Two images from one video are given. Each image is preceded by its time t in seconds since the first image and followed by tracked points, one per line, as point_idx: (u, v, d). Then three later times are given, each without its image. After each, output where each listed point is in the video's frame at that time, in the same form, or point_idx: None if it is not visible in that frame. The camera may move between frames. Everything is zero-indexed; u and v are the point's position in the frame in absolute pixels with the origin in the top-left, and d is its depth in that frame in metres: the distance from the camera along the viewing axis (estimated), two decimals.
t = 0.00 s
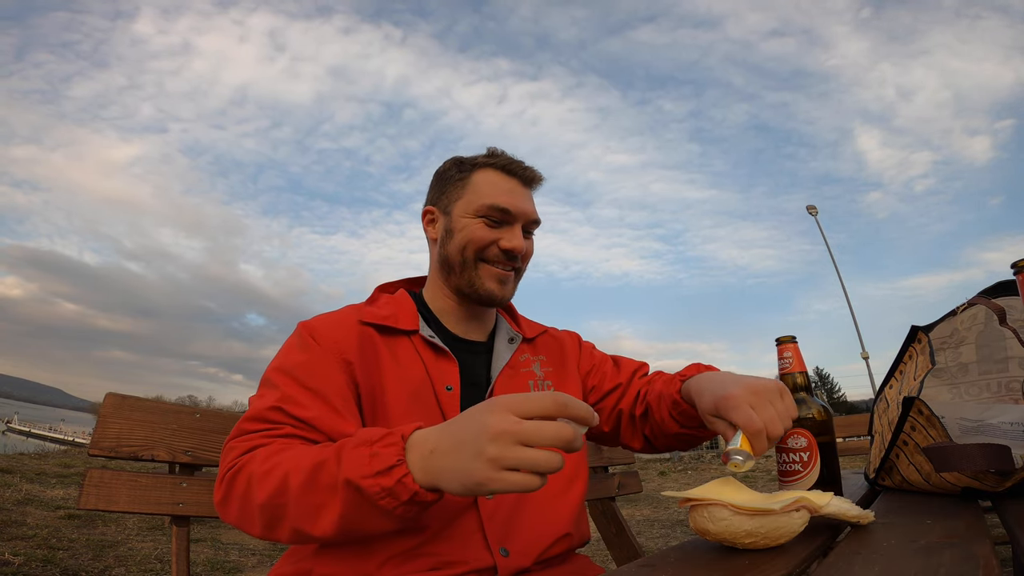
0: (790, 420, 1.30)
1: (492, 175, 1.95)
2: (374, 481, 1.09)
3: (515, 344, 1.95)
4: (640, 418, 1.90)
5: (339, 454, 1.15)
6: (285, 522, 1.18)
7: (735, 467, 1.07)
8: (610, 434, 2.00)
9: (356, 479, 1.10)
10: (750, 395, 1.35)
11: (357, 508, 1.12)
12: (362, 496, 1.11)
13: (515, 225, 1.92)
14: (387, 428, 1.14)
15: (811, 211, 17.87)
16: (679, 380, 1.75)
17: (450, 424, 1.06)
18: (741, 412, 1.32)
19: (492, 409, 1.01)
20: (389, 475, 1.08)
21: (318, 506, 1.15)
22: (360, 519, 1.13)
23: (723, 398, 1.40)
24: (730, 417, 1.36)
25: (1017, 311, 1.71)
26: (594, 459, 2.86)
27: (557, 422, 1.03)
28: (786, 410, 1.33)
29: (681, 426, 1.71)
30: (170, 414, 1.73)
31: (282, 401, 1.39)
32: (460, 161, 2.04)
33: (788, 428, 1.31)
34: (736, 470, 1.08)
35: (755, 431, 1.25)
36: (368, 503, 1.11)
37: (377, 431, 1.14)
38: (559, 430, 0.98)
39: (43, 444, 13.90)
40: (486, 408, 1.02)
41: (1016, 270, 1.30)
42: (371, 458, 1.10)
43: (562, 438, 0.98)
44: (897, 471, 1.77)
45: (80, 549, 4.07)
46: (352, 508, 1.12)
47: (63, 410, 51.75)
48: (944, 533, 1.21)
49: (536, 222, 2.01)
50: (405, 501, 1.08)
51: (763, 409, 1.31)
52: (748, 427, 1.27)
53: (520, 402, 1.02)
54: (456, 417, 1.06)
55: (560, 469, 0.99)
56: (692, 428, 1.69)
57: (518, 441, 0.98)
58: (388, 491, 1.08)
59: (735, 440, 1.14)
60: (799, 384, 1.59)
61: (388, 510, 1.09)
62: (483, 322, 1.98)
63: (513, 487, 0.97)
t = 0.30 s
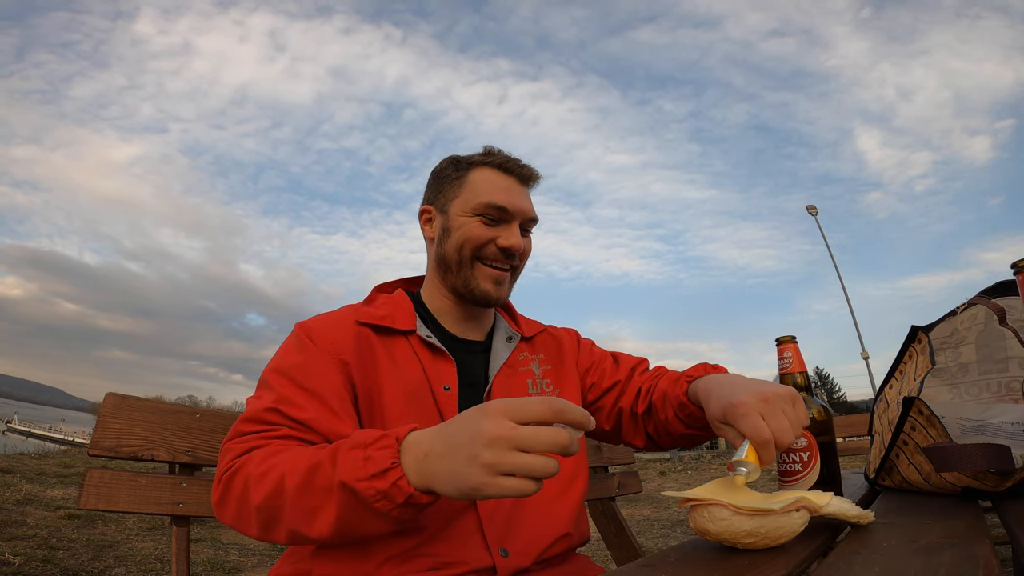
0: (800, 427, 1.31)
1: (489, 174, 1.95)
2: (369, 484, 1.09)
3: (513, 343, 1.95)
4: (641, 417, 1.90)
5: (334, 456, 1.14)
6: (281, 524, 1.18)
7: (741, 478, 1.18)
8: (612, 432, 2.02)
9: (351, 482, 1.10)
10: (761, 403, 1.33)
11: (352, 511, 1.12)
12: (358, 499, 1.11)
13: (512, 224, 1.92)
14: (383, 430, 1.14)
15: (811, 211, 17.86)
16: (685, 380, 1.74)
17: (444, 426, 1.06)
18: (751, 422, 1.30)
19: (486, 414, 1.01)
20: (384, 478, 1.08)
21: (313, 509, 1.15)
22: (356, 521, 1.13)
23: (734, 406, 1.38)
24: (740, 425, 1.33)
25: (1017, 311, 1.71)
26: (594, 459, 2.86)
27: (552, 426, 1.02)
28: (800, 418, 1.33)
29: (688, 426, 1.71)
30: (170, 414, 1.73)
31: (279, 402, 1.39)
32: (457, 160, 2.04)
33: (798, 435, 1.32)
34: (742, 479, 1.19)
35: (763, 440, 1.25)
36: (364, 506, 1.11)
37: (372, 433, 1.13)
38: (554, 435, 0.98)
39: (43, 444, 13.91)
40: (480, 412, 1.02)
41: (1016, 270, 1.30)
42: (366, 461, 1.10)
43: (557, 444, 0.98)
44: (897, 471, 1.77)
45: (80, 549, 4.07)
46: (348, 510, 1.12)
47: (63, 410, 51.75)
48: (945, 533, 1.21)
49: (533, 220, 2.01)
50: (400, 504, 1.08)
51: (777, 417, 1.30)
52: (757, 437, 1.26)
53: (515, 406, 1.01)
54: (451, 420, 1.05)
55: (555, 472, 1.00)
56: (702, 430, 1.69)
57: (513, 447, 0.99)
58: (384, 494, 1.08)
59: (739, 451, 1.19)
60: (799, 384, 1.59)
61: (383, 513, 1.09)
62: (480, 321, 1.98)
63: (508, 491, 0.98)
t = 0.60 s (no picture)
0: (804, 430, 1.31)
1: (492, 174, 1.96)
2: (373, 483, 1.09)
3: (513, 343, 1.95)
4: (641, 417, 1.90)
5: (337, 456, 1.14)
6: (284, 525, 1.18)
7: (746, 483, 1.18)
8: (613, 432, 2.02)
9: (354, 481, 1.10)
10: (766, 407, 1.33)
11: (355, 511, 1.12)
12: (361, 498, 1.11)
13: (514, 225, 1.92)
14: (385, 430, 1.14)
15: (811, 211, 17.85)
16: (688, 380, 1.74)
17: (447, 426, 1.06)
18: (755, 426, 1.29)
19: (491, 415, 1.01)
20: (388, 477, 1.08)
21: (316, 509, 1.15)
22: (359, 521, 1.13)
23: (737, 409, 1.37)
24: (743, 428, 1.32)
25: (1017, 311, 1.71)
26: (594, 459, 2.86)
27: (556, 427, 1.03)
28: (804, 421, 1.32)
29: (691, 427, 1.71)
30: (170, 414, 1.73)
31: (280, 403, 1.39)
32: (459, 160, 2.04)
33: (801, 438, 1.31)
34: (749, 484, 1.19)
35: (765, 446, 1.25)
36: (367, 506, 1.11)
37: (375, 433, 1.14)
38: (558, 435, 0.98)
39: (43, 444, 13.92)
40: (484, 412, 1.02)
41: (1016, 270, 1.30)
42: (369, 461, 1.10)
43: (561, 443, 0.98)
44: (898, 471, 1.77)
45: (80, 549, 4.07)
46: (351, 510, 1.12)
47: (63, 410, 51.76)
48: (945, 533, 1.21)
49: (535, 221, 2.01)
50: (403, 503, 1.08)
51: (780, 420, 1.30)
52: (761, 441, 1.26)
53: (519, 406, 1.02)
54: (454, 420, 1.06)
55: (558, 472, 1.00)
56: (705, 430, 1.69)
57: (517, 447, 0.99)
58: (387, 494, 1.08)
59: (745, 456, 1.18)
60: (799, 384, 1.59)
61: (387, 512, 1.10)
62: (480, 321, 1.98)
63: (512, 492, 0.98)
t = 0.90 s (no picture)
0: (806, 416, 1.30)
1: (493, 175, 1.96)
2: (377, 477, 1.09)
3: (512, 341, 1.95)
4: (639, 417, 1.90)
5: (340, 452, 1.15)
6: (286, 521, 1.18)
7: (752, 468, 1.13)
8: (610, 432, 2.01)
9: (358, 476, 1.10)
10: (767, 390, 1.34)
11: (359, 505, 1.12)
12: (365, 493, 1.11)
13: (514, 225, 1.92)
14: (388, 425, 1.14)
15: (811, 211, 17.85)
16: (686, 375, 1.74)
17: (452, 420, 1.06)
18: (756, 408, 1.30)
19: (496, 407, 1.01)
20: (392, 471, 1.08)
21: (319, 505, 1.15)
22: (363, 516, 1.13)
23: (739, 394, 1.37)
24: (744, 413, 1.32)
25: (1017, 311, 1.71)
26: (594, 459, 2.86)
27: (560, 420, 1.03)
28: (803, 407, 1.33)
29: (689, 424, 1.70)
30: (170, 414, 1.73)
31: (282, 400, 1.39)
32: (459, 161, 2.04)
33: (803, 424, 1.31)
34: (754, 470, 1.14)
35: (767, 428, 1.25)
36: (371, 500, 1.11)
37: (377, 427, 1.14)
38: (563, 427, 0.99)
39: (44, 444, 13.93)
40: (490, 404, 1.02)
41: (1016, 271, 1.30)
42: (373, 456, 1.10)
43: (566, 435, 0.99)
44: (898, 471, 1.77)
45: (80, 549, 4.07)
46: (355, 505, 1.12)
47: (63, 410, 51.77)
48: (944, 533, 1.21)
49: (535, 222, 2.01)
50: (407, 497, 1.08)
51: (780, 404, 1.31)
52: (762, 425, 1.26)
53: (523, 399, 1.02)
54: (459, 413, 1.06)
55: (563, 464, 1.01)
56: (703, 426, 1.68)
57: (523, 439, 0.99)
58: (391, 488, 1.08)
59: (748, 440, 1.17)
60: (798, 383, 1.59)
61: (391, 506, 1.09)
62: (480, 320, 1.99)
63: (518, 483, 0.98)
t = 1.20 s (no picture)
0: (813, 427, 1.31)
1: (491, 175, 1.96)
2: (380, 470, 1.09)
3: (510, 338, 1.94)
4: (636, 417, 1.89)
5: (343, 446, 1.15)
6: (289, 516, 1.18)
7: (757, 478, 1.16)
8: (605, 433, 2.00)
9: (361, 469, 1.10)
10: (773, 399, 1.33)
11: (362, 498, 1.12)
12: (368, 486, 1.11)
13: (512, 225, 1.92)
14: (391, 418, 1.14)
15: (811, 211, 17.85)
16: (687, 378, 1.74)
17: (453, 412, 1.06)
18: (762, 417, 1.30)
19: (499, 399, 1.02)
20: (395, 463, 1.08)
21: (323, 499, 1.15)
22: (366, 509, 1.13)
23: (743, 400, 1.37)
24: (750, 421, 1.32)
25: (1017, 311, 1.71)
26: (594, 459, 2.85)
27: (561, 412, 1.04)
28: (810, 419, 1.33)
29: (689, 428, 1.70)
30: (170, 414, 1.72)
31: (283, 397, 1.39)
32: (457, 162, 2.05)
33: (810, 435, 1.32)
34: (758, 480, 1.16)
35: (774, 439, 1.25)
36: (374, 493, 1.11)
37: (379, 420, 1.14)
38: (566, 418, 1.01)
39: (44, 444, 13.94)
40: (492, 396, 1.03)
41: (1016, 271, 1.30)
42: (376, 449, 1.10)
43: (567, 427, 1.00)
44: (898, 471, 1.77)
45: (80, 549, 4.07)
46: (358, 499, 1.12)
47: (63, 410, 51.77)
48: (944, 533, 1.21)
49: (532, 222, 2.02)
50: (411, 490, 1.08)
51: (786, 414, 1.31)
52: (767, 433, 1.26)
53: (525, 391, 1.03)
54: (461, 406, 1.06)
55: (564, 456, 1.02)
56: (703, 433, 1.68)
57: (525, 431, 1.00)
58: (395, 480, 1.08)
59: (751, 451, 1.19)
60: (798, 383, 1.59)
61: (394, 500, 1.09)
62: (478, 318, 1.99)
63: (521, 475, 1.00)
